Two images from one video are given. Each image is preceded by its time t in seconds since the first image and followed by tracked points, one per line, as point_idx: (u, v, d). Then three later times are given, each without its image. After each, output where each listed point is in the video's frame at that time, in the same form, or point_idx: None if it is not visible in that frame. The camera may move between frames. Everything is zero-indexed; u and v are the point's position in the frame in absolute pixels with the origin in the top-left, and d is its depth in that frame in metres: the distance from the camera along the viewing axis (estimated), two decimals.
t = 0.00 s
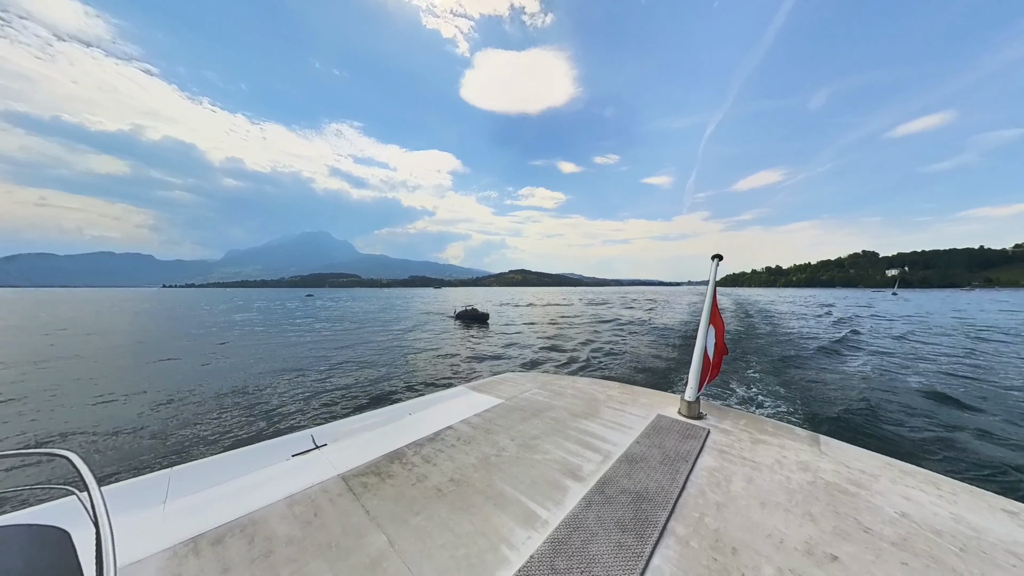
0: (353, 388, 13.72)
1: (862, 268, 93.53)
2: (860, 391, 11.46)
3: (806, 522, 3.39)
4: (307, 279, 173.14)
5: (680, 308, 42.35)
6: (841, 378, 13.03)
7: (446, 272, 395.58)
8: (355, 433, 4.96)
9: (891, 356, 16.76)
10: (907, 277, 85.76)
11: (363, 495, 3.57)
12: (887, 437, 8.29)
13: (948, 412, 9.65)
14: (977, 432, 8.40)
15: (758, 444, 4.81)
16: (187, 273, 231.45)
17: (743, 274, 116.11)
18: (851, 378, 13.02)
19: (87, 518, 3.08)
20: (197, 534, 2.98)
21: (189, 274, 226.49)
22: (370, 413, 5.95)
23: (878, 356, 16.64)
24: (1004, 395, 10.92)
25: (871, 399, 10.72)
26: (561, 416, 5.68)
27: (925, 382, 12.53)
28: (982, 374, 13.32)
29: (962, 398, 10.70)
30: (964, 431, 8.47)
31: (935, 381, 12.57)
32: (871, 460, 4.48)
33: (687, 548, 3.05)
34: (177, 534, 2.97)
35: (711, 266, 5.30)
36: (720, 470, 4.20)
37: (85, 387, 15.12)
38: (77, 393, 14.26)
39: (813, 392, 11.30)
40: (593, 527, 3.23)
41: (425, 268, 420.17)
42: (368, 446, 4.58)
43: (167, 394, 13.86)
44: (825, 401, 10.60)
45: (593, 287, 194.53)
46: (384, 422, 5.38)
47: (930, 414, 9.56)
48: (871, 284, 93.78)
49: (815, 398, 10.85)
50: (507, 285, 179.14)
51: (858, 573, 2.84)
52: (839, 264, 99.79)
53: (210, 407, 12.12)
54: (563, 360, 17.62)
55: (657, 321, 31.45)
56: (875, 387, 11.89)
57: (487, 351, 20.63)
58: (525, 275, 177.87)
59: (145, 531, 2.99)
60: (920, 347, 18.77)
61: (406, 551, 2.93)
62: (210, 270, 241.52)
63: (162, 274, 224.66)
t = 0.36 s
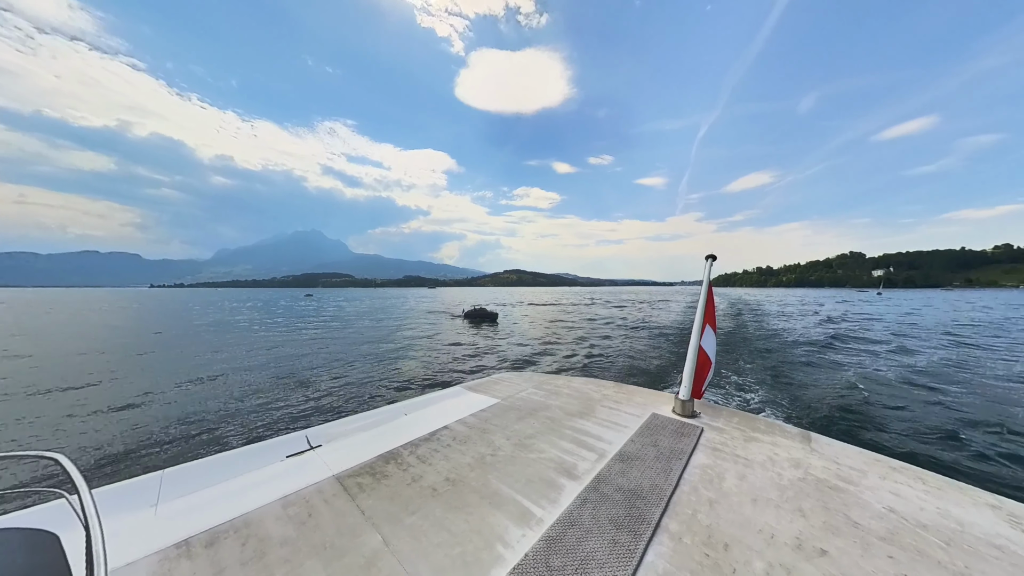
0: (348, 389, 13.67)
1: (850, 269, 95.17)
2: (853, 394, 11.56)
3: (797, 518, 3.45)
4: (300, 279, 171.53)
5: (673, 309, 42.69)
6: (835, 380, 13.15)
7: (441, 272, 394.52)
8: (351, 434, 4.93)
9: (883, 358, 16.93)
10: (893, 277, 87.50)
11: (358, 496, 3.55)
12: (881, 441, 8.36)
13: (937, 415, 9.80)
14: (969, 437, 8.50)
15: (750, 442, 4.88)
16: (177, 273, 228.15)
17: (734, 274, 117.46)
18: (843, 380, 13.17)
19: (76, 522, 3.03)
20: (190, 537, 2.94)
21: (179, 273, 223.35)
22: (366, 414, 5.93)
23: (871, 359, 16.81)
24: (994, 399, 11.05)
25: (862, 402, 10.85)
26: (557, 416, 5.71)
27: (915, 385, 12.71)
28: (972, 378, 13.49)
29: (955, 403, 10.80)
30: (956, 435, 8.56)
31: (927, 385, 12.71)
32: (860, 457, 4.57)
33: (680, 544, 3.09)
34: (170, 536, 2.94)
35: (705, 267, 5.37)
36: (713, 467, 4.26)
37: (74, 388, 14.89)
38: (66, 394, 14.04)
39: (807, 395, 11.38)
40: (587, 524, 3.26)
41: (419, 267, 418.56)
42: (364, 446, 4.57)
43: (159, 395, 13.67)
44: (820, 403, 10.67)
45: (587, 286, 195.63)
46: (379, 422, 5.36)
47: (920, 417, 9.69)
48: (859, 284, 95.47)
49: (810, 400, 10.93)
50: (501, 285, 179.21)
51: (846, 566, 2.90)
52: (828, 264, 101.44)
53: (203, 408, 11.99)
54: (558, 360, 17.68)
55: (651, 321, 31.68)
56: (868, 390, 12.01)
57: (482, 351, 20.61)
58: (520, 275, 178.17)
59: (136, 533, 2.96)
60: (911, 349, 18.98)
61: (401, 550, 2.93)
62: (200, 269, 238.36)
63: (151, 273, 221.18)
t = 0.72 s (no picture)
0: (342, 390, 13.55)
1: (838, 269, 96.89)
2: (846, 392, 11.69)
3: (790, 515, 3.48)
4: (293, 279, 170.08)
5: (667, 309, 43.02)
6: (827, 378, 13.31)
7: (435, 272, 393.33)
8: (346, 436, 4.89)
9: (875, 357, 17.16)
10: (879, 278, 89.15)
11: (353, 498, 3.52)
12: (873, 438, 8.45)
13: (927, 413, 9.91)
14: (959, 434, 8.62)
15: (745, 441, 4.93)
16: (167, 272, 224.87)
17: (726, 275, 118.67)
18: (835, 378, 13.28)
19: (64, 526, 2.97)
20: (181, 541, 2.90)
21: (168, 273, 219.97)
22: (361, 415, 5.88)
23: (863, 357, 17.02)
24: (982, 396, 11.25)
25: (854, 400, 10.93)
26: (553, 416, 5.71)
27: (905, 383, 12.84)
28: (961, 375, 13.72)
29: (945, 400, 10.96)
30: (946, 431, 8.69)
31: (918, 382, 12.88)
32: (852, 454, 4.63)
33: (676, 543, 3.10)
34: (161, 540, 2.90)
35: (700, 267, 5.42)
36: (708, 466, 4.29)
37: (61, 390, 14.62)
38: (53, 396, 13.78)
39: (801, 393, 11.50)
40: (583, 524, 3.26)
41: (414, 267, 416.87)
42: (359, 448, 4.53)
43: (149, 397, 13.46)
44: (813, 401, 10.75)
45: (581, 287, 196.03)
46: (374, 424, 5.32)
47: (910, 415, 9.80)
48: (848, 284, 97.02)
49: (803, 397, 11.03)
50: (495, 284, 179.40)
51: (838, 563, 2.94)
52: (817, 265, 102.97)
53: (194, 410, 11.82)
54: (553, 360, 17.70)
55: (646, 321, 31.85)
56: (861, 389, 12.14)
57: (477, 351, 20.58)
58: (514, 275, 178.45)
59: (127, 537, 2.90)
60: (903, 348, 19.23)
61: (397, 552, 2.91)
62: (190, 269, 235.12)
63: (139, 273, 217.55)
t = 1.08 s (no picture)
0: (336, 390, 13.45)
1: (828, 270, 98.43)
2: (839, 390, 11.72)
3: (784, 513, 3.51)
4: (287, 279, 168.89)
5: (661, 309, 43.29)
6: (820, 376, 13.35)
7: (430, 272, 391.80)
8: (340, 437, 4.84)
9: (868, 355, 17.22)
10: (868, 279, 90.66)
11: (347, 501, 3.48)
12: (865, 433, 8.45)
13: (918, 407, 10.05)
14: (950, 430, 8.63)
15: (739, 439, 4.96)
16: (157, 272, 221.87)
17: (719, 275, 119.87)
18: (827, 376, 13.42)
19: (49, 533, 2.90)
20: (171, 546, 2.84)
21: (157, 273, 216.59)
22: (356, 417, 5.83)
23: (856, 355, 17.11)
24: (973, 394, 11.29)
25: (847, 396, 11.04)
26: (550, 416, 5.70)
27: (896, 379, 13.02)
28: (953, 373, 13.78)
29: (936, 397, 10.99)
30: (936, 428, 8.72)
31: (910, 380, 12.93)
32: (844, 452, 4.68)
33: (671, 543, 3.11)
34: (150, 546, 2.84)
35: (694, 267, 5.43)
36: (702, 465, 4.31)
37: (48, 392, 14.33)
38: (40, 399, 13.52)
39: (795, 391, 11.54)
40: (579, 525, 3.25)
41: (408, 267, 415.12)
42: (354, 450, 4.49)
43: (138, 399, 13.25)
44: (807, 398, 10.84)
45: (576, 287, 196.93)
46: (369, 425, 5.27)
47: (901, 409, 9.92)
48: (837, 284, 98.57)
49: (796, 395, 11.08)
50: (490, 284, 179.16)
51: (831, 559, 2.97)
52: (807, 265, 104.44)
53: (185, 412, 11.66)
54: (548, 360, 17.73)
55: (640, 321, 32.03)
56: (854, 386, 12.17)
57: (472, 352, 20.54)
58: (509, 274, 178.69)
59: (115, 543, 2.84)
60: (895, 346, 19.35)
61: (391, 555, 2.88)
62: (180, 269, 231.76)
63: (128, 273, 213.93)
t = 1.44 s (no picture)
0: (331, 391, 13.36)
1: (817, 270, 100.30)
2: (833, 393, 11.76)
3: (777, 510, 3.54)
4: (279, 279, 167.22)
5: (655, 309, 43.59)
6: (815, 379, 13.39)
7: (425, 272, 390.60)
8: (335, 439, 4.79)
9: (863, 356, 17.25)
10: (855, 279, 92.46)
11: (341, 503, 3.44)
12: (857, 437, 8.53)
13: (907, 412, 10.23)
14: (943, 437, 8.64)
15: (733, 438, 5.00)
16: (147, 271, 218.71)
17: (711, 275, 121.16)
18: (819, 378, 13.61)
19: (35, 538, 2.83)
20: (160, 551, 2.78)
21: (146, 273, 213.12)
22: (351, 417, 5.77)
23: (851, 357, 17.15)
24: (967, 398, 11.30)
25: (839, 399, 11.18)
26: (546, 416, 5.69)
27: (886, 381, 13.21)
28: (947, 376, 13.82)
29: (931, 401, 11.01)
30: (930, 434, 8.74)
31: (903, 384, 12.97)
32: (836, 449, 4.74)
33: (666, 540, 3.12)
34: (139, 550, 2.78)
35: (689, 266, 5.47)
36: (697, 464, 4.33)
37: (34, 395, 14.05)
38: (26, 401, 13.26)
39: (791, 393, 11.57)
40: (575, 524, 3.25)
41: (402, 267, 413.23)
42: (350, 451, 4.45)
43: (128, 401, 13.05)
44: (800, 401, 10.97)
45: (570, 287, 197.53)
46: (364, 426, 5.22)
47: (892, 413, 10.08)
48: (827, 284, 100.18)
49: (792, 398, 11.10)
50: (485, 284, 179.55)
51: (823, 555, 3.00)
52: (797, 266, 106.17)
53: (176, 414, 11.48)
54: (543, 360, 17.75)
55: (634, 321, 32.22)
56: (849, 390, 12.18)
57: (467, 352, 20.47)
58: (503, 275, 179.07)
59: (103, 548, 2.78)
60: (889, 347, 19.45)
61: (386, 556, 2.85)
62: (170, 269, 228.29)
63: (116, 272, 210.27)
